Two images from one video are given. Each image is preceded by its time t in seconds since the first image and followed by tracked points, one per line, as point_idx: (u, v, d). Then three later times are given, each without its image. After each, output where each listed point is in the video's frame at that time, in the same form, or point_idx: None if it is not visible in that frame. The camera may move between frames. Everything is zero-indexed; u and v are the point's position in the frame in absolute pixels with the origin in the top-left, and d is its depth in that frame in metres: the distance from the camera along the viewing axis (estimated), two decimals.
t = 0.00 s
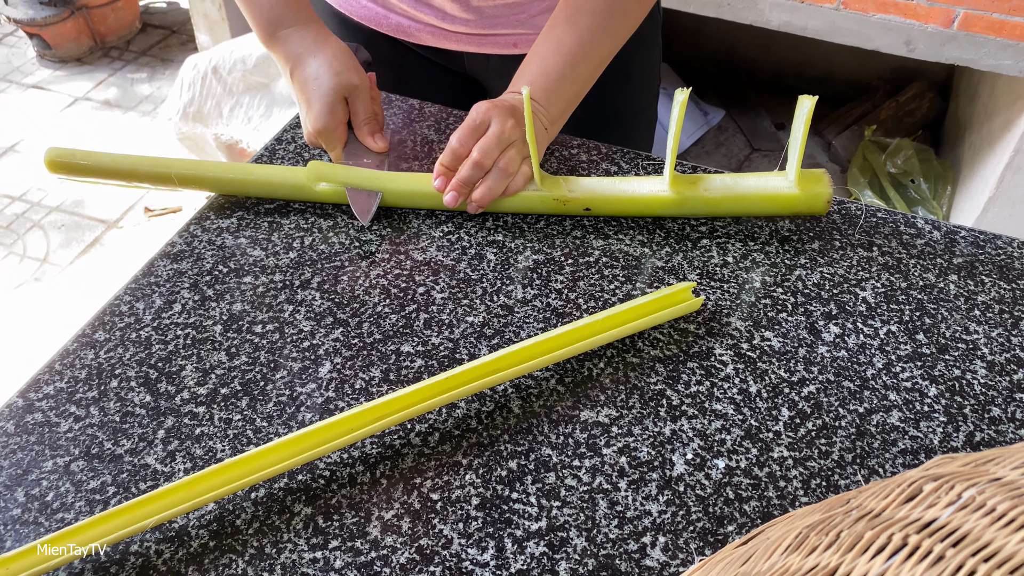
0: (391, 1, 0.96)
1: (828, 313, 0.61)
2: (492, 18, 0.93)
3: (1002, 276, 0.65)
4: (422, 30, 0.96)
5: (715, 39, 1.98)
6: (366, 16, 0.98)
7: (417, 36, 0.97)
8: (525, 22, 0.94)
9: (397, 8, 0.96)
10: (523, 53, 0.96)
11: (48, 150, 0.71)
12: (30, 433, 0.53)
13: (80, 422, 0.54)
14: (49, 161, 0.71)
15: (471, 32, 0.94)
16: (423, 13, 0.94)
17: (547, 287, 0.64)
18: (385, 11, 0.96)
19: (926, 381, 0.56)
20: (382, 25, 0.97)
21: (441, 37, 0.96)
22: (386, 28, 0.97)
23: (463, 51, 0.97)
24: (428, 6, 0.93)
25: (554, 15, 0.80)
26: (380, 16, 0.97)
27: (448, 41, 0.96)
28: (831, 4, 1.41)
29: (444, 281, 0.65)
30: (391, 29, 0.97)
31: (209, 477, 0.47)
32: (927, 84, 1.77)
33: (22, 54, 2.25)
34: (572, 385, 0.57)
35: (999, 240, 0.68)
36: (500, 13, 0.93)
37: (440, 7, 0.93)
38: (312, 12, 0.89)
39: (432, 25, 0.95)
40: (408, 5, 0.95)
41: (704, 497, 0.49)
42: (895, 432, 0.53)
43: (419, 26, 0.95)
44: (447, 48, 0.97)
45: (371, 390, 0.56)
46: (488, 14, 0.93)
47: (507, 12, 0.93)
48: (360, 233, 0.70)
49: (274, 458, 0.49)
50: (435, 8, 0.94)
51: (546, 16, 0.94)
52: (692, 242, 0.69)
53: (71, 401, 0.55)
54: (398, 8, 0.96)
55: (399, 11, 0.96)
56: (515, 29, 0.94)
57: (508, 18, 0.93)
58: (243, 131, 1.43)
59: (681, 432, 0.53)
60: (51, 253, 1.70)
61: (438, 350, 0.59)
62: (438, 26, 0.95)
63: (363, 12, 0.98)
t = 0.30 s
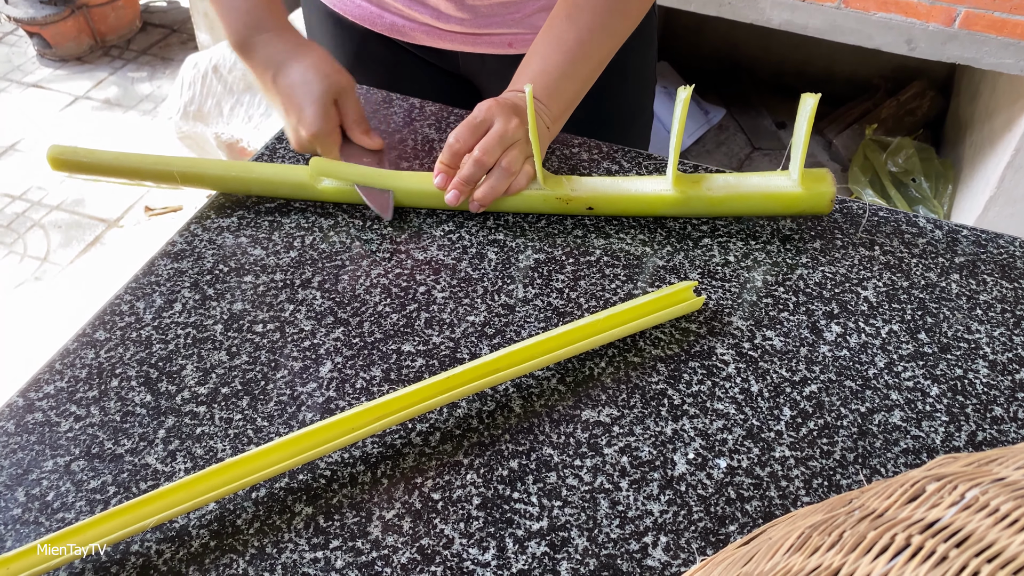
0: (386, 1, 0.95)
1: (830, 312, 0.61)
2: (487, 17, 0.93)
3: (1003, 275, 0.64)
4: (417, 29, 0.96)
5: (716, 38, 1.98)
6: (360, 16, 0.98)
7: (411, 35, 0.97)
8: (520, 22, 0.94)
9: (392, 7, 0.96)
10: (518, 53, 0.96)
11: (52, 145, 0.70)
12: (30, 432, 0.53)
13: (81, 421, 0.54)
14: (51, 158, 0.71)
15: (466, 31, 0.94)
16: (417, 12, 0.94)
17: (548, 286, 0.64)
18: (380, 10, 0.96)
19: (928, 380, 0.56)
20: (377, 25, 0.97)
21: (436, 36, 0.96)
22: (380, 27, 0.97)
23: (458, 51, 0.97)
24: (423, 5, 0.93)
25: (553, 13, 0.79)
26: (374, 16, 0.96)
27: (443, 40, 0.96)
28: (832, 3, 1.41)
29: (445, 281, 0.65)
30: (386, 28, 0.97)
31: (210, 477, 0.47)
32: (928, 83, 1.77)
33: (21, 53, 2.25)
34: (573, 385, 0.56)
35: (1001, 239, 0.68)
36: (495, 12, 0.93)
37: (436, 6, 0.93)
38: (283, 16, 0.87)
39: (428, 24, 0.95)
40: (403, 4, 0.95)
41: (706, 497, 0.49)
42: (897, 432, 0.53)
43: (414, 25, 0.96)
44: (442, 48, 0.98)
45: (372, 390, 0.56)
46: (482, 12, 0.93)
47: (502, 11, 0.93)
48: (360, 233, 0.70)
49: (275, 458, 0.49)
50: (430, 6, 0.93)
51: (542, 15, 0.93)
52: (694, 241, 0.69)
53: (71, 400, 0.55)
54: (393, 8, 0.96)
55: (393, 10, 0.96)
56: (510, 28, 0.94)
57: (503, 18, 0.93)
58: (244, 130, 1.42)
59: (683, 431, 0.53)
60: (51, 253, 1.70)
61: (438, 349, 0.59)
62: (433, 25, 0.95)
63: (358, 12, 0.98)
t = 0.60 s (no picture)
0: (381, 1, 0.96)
1: (831, 310, 0.61)
2: (482, 16, 0.93)
3: (1004, 273, 0.64)
4: (411, 28, 0.96)
5: (716, 36, 1.98)
6: (354, 15, 0.98)
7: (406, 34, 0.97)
8: (514, 20, 0.93)
9: (386, 8, 0.96)
10: (513, 52, 0.96)
11: (45, 153, 0.70)
12: (30, 431, 0.53)
13: (81, 420, 0.54)
14: (48, 164, 0.71)
15: (460, 31, 0.94)
16: (412, 12, 0.95)
17: (549, 285, 0.64)
18: (375, 11, 0.97)
19: (929, 379, 0.56)
20: (371, 24, 0.98)
21: (431, 36, 0.96)
22: (375, 27, 0.98)
23: (452, 50, 0.97)
24: (417, 5, 0.94)
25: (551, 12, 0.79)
26: (368, 15, 0.97)
27: (437, 40, 0.96)
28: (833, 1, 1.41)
29: (446, 279, 0.65)
30: (380, 28, 0.98)
31: (210, 476, 0.47)
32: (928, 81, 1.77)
33: (21, 52, 2.24)
34: (573, 383, 0.56)
35: (1003, 237, 0.68)
36: (488, 12, 0.92)
37: (430, 6, 0.93)
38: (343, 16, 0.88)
39: (422, 24, 0.96)
40: (397, 4, 0.95)
41: (707, 495, 0.49)
42: (898, 430, 0.53)
43: (408, 25, 0.96)
44: (436, 47, 0.98)
45: (372, 388, 0.56)
46: (478, 11, 0.92)
47: (496, 10, 0.92)
48: (361, 231, 0.70)
49: (276, 457, 0.49)
50: (425, 6, 0.94)
51: (538, 13, 0.93)
52: (694, 239, 0.69)
53: (71, 399, 0.55)
54: (387, 8, 0.96)
55: (387, 10, 0.97)
56: (504, 27, 0.94)
57: (497, 17, 0.93)
58: (243, 129, 1.43)
59: (684, 429, 0.53)
60: (50, 252, 1.70)
61: (439, 348, 0.59)
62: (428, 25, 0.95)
63: (353, 12, 0.98)
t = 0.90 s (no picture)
0: None
1: (831, 305, 0.61)
2: (481, 10, 0.92)
3: (1005, 268, 0.64)
4: (411, 25, 0.95)
5: (716, 32, 1.98)
6: (352, 13, 0.97)
7: (405, 32, 0.96)
8: (514, 15, 0.93)
9: (385, 4, 0.95)
10: (513, 46, 0.96)
11: (43, 151, 0.70)
12: (28, 426, 0.53)
13: (78, 416, 0.53)
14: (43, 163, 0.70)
15: (460, 25, 0.94)
16: (411, 8, 0.93)
17: (548, 280, 0.64)
18: (373, 8, 0.95)
19: (930, 373, 0.56)
20: (369, 22, 0.97)
21: (430, 32, 0.95)
22: (373, 24, 0.97)
23: (452, 46, 0.96)
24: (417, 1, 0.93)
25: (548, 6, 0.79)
26: (367, 13, 0.96)
27: (437, 36, 0.95)
28: None
29: (445, 275, 0.64)
30: (378, 26, 0.96)
31: (209, 471, 0.47)
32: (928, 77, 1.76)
33: (21, 49, 2.24)
34: (573, 378, 0.56)
35: (1003, 232, 0.68)
36: (489, 6, 0.92)
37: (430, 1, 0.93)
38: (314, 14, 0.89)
39: (421, 20, 0.94)
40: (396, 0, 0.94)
41: (707, 490, 0.49)
42: (899, 425, 0.52)
43: (408, 21, 0.95)
44: (436, 43, 0.97)
45: (371, 383, 0.56)
46: (477, 6, 0.92)
47: (496, 5, 0.92)
48: (360, 226, 0.70)
49: (275, 452, 0.48)
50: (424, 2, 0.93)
51: (535, 7, 0.94)
52: (694, 234, 0.68)
53: (69, 395, 0.55)
54: (385, 4, 0.95)
55: (386, 7, 0.95)
56: (504, 22, 0.93)
57: (497, 11, 0.93)
58: (242, 126, 1.43)
59: (684, 424, 0.53)
60: (50, 250, 1.70)
61: (438, 343, 0.59)
62: (427, 20, 0.94)
63: (350, 10, 0.97)
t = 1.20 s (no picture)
0: None
1: (831, 303, 0.61)
2: (481, 10, 0.92)
3: (1004, 265, 0.64)
4: (410, 25, 0.95)
5: (715, 30, 1.98)
6: (352, 14, 0.98)
7: (404, 32, 0.96)
8: (514, 14, 0.93)
9: (384, 5, 0.95)
10: (513, 46, 0.95)
11: (35, 159, 0.69)
12: (27, 425, 0.53)
13: (77, 414, 0.53)
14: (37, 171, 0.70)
15: (459, 25, 0.94)
16: (411, 8, 0.94)
17: (547, 278, 0.64)
18: (373, 8, 0.96)
19: (929, 371, 0.56)
20: (368, 22, 0.97)
21: (430, 31, 0.95)
22: (372, 25, 0.97)
23: (452, 46, 0.96)
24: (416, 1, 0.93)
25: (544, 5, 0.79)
26: (366, 14, 0.96)
27: (437, 36, 0.95)
28: None
29: (444, 273, 0.64)
30: (378, 26, 0.97)
31: (209, 469, 0.47)
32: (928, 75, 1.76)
33: (21, 48, 2.24)
34: (572, 376, 0.56)
35: (1003, 230, 0.67)
36: (489, 6, 0.92)
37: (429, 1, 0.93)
38: None
39: (421, 20, 0.94)
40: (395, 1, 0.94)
41: (706, 488, 0.49)
42: (898, 422, 0.52)
43: (408, 21, 0.95)
44: (436, 43, 0.97)
45: (370, 382, 0.56)
46: (477, 5, 0.92)
47: (495, 4, 0.92)
48: (359, 224, 0.69)
49: (275, 450, 0.48)
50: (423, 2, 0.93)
51: (535, 7, 0.93)
52: (693, 232, 0.68)
53: (68, 393, 0.55)
54: (384, 5, 0.95)
55: (385, 7, 0.95)
56: (503, 21, 0.93)
57: (497, 11, 0.92)
58: (242, 125, 1.43)
59: (683, 422, 0.53)
60: (49, 248, 1.70)
61: (437, 341, 0.59)
62: (427, 20, 0.94)
63: (351, 11, 0.98)
